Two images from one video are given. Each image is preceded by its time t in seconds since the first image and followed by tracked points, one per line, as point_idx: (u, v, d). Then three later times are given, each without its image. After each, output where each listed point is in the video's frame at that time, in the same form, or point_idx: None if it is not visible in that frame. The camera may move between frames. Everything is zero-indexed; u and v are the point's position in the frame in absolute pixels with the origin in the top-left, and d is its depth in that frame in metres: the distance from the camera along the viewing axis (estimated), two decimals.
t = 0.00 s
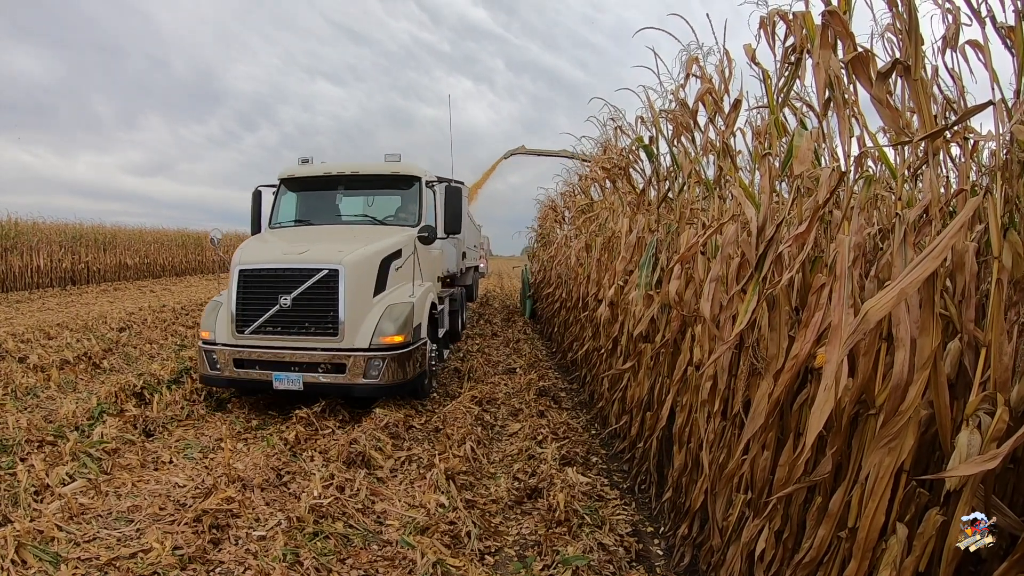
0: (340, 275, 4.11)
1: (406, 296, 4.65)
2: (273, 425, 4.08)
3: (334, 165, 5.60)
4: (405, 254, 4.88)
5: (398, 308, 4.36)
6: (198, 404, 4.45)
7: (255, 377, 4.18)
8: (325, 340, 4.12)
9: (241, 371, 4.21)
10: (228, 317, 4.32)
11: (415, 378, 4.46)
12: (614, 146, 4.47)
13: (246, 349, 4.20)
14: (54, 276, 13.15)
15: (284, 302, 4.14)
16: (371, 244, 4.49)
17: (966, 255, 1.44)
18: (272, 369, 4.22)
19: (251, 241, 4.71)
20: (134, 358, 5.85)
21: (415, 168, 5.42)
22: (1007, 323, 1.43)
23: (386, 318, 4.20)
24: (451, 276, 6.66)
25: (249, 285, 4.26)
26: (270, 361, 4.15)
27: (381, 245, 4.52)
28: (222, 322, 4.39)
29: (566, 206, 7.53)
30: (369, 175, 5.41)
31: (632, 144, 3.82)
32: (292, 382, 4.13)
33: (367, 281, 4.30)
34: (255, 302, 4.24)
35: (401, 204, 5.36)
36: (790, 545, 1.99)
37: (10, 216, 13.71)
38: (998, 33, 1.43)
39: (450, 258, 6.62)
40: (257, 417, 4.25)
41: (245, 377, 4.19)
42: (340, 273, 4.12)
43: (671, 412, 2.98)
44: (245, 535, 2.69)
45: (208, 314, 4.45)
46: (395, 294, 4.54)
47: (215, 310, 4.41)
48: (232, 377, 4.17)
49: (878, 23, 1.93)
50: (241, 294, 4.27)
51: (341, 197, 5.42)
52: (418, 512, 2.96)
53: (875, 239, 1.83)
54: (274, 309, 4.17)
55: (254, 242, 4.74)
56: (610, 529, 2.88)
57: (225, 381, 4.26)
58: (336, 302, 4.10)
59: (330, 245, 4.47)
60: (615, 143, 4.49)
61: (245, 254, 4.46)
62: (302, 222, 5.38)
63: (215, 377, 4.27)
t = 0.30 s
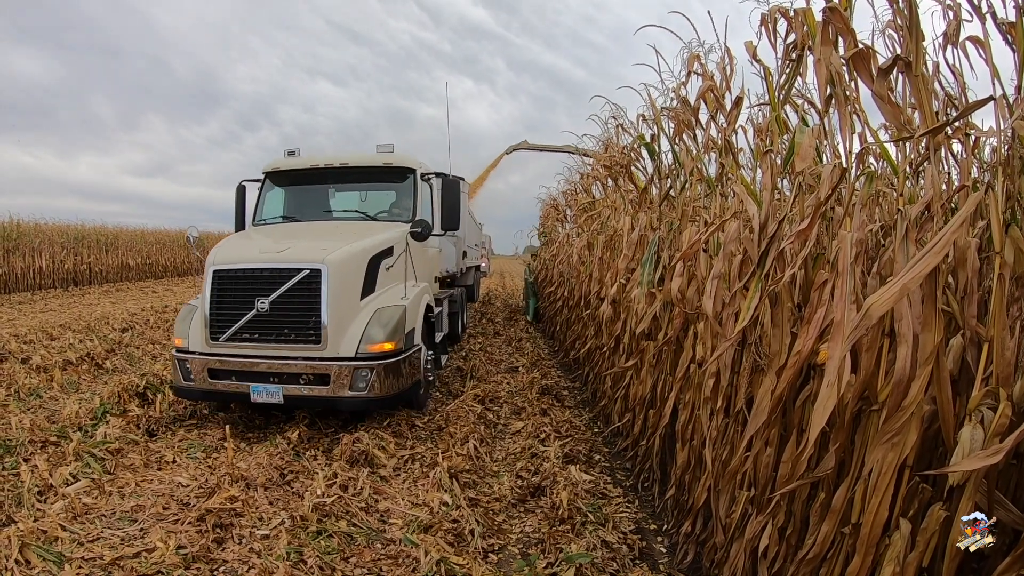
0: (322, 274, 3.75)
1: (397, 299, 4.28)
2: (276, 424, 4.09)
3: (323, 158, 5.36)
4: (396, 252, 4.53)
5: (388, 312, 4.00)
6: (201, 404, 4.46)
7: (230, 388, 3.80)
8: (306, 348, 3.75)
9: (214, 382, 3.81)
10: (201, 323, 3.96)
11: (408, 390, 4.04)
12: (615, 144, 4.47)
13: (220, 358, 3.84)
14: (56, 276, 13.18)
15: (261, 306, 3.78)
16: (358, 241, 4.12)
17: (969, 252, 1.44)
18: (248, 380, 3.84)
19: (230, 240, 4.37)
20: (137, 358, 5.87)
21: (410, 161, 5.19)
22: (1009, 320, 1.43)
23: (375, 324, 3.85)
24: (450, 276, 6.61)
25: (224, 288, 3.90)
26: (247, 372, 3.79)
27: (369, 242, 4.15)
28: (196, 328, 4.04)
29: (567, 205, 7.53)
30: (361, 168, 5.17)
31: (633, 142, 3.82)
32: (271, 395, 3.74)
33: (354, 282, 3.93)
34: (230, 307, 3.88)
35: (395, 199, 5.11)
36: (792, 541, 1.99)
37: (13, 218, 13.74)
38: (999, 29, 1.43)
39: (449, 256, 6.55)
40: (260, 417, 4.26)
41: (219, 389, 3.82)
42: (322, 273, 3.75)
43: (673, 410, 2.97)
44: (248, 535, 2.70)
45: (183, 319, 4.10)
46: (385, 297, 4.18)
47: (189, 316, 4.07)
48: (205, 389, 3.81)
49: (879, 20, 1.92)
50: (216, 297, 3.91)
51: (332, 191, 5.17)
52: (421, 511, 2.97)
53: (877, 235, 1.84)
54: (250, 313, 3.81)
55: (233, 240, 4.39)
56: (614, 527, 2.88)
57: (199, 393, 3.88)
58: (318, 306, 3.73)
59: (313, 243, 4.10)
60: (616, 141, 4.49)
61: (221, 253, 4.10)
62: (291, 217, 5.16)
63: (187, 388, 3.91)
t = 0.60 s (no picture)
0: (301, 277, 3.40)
1: (388, 304, 3.90)
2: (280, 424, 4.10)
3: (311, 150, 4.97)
4: (386, 252, 4.13)
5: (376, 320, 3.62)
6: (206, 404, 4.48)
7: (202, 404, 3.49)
8: (284, 361, 3.40)
9: (187, 399, 3.54)
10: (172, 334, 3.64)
11: (401, 405, 3.73)
12: (618, 143, 4.47)
13: (193, 372, 3.53)
14: (60, 278, 13.25)
15: (236, 314, 3.43)
16: (343, 241, 3.76)
17: (971, 249, 1.43)
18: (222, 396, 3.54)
19: (207, 241, 4.04)
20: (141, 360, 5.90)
21: (403, 153, 4.90)
22: (1012, 317, 1.42)
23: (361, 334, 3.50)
24: (450, 276, 6.56)
25: (196, 295, 3.56)
26: (221, 387, 3.48)
27: (354, 242, 3.78)
28: (167, 339, 3.72)
29: (570, 204, 7.54)
30: (351, 161, 4.86)
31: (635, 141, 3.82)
32: (247, 413, 3.43)
33: (338, 287, 3.56)
34: (203, 315, 3.54)
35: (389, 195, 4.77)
36: (795, 538, 1.99)
37: (18, 220, 13.83)
38: (1000, 26, 1.43)
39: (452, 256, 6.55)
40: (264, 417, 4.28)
41: (190, 405, 3.53)
42: (301, 276, 3.40)
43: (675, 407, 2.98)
44: (253, 535, 2.71)
45: (153, 328, 3.82)
46: (374, 303, 3.81)
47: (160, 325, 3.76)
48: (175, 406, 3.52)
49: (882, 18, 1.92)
50: (188, 303, 3.58)
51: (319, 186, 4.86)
52: (425, 510, 2.98)
53: (879, 232, 1.83)
54: (223, 322, 3.47)
55: (211, 242, 4.06)
56: (617, 525, 2.89)
57: (170, 410, 3.60)
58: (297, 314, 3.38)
59: (294, 243, 3.76)
60: (618, 140, 4.49)
61: (194, 255, 3.76)
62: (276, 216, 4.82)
63: (156, 405, 3.62)
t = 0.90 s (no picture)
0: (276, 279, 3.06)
1: (377, 309, 3.55)
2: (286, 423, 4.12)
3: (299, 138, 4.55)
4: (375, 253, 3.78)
5: (362, 327, 3.27)
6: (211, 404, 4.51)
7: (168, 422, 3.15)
8: (258, 376, 3.05)
9: (153, 417, 3.20)
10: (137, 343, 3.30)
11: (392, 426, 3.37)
12: (622, 142, 4.47)
13: (159, 386, 3.19)
14: (65, 279, 13.33)
15: (203, 322, 3.09)
16: (325, 240, 3.41)
17: (976, 245, 1.43)
18: (190, 414, 3.19)
19: (178, 240, 3.70)
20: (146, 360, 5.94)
21: (397, 141, 4.48)
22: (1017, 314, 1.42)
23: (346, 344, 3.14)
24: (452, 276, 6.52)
25: (161, 299, 3.22)
26: (188, 404, 3.14)
27: (336, 241, 3.42)
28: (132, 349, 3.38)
29: (574, 203, 7.55)
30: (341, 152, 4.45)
31: (640, 139, 3.82)
32: (218, 433, 3.08)
33: (320, 291, 3.22)
34: (168, 322, 3.20)
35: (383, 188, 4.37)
36: (801, 535, 1.99)
37: (23, 222, 13.94)
38: (1003, 23, 1.42)
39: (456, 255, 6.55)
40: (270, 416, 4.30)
41: (156, 423, 3.20)
42: (277, 278, 3.06)
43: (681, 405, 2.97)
44: (259, 533, 2.73)
45: (119, 337, 3.49)
46: (362, 308, 3.47)
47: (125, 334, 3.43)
48: (140, 422, 3.20)
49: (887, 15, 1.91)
50: (153, 309, 3.23)
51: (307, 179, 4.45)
52: (432, 508, 2.99)
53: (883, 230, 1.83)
54: (191, 330, 3.12)
55: (184, 239, 3.72)
56: (623, 523, 2.89)
57: (135, 427, 3.27)
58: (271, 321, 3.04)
59: (271, 241, 3.41)
60: (623, 139, 4.48)
61: (161, 254, 3.41)
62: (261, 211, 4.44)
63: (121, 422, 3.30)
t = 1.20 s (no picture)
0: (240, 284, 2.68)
1: (362, 317, 3.16)
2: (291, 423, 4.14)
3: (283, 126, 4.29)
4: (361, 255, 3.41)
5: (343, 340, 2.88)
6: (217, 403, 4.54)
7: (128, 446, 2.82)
8: (221, 397, 2.68)
9: (112, 440, 2.86)
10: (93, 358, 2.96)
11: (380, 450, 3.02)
12: (626, 141, 4.46)
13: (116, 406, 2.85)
14: (70, 279, 13.44)
15: (159, 334, 2.72)
16: (301, 240, 3.02)
17: (980, 244, 1.42)
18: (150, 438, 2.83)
19: (144, 241, 3.36)
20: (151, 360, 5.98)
21: (390, 130, 4.21)
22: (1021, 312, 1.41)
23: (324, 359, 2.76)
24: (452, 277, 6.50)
25: (116, 307, 2.87)
26: (147, 427, 2.79)
27: (313, 241, 3.04)
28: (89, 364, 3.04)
29: (579, 202, 7.55)
30: (328, 141, 4.19)
31: (644, 138, 3.81)
32: (181, 460, 2.72)
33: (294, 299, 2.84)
34: (123, 334, 2.84)
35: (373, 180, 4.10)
36: (806, 535, 1.98)
37: (31, 224, 14.07)
38: (1007, 22, 1.41)
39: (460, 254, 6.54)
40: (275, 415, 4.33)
41: (116, 447, 2.86)
42: (241, 283, 2.68)
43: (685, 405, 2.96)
44: (265, 532, 2.74)
45: (77, 348, 3.15)
46: (345, 317, 3.09)
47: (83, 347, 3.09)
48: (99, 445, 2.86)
49: (892, 14, 1.90)
50: (108, 317, 2.88)
51: (294, 172, 4.19)
52: (437, 507, 3.00)
53: (888, 229, 1.82)
54: (147, 343, 2.76)
55: (150, 240, 3.37)
56: (628, 521, 2.89)
57: (94, 451, 2.94)
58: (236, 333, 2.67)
59: (241, 240, 3.04)
60: (627, 138, 4.48)
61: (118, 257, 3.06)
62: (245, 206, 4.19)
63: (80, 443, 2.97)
